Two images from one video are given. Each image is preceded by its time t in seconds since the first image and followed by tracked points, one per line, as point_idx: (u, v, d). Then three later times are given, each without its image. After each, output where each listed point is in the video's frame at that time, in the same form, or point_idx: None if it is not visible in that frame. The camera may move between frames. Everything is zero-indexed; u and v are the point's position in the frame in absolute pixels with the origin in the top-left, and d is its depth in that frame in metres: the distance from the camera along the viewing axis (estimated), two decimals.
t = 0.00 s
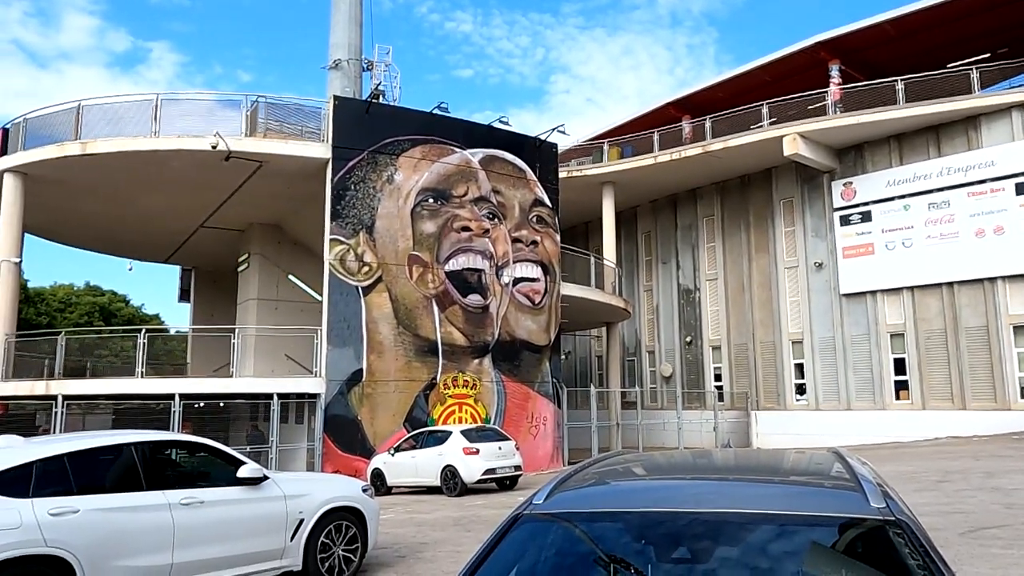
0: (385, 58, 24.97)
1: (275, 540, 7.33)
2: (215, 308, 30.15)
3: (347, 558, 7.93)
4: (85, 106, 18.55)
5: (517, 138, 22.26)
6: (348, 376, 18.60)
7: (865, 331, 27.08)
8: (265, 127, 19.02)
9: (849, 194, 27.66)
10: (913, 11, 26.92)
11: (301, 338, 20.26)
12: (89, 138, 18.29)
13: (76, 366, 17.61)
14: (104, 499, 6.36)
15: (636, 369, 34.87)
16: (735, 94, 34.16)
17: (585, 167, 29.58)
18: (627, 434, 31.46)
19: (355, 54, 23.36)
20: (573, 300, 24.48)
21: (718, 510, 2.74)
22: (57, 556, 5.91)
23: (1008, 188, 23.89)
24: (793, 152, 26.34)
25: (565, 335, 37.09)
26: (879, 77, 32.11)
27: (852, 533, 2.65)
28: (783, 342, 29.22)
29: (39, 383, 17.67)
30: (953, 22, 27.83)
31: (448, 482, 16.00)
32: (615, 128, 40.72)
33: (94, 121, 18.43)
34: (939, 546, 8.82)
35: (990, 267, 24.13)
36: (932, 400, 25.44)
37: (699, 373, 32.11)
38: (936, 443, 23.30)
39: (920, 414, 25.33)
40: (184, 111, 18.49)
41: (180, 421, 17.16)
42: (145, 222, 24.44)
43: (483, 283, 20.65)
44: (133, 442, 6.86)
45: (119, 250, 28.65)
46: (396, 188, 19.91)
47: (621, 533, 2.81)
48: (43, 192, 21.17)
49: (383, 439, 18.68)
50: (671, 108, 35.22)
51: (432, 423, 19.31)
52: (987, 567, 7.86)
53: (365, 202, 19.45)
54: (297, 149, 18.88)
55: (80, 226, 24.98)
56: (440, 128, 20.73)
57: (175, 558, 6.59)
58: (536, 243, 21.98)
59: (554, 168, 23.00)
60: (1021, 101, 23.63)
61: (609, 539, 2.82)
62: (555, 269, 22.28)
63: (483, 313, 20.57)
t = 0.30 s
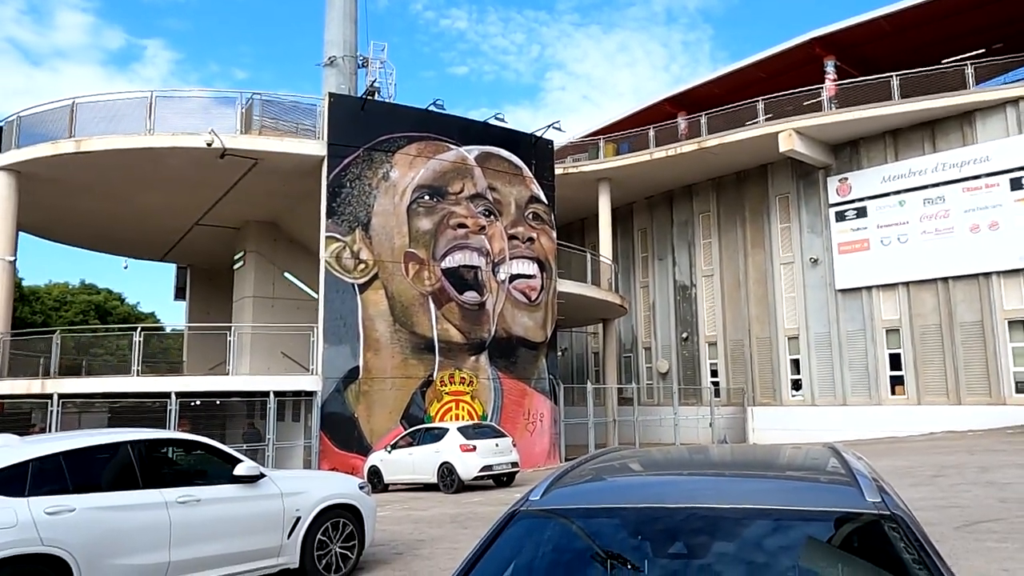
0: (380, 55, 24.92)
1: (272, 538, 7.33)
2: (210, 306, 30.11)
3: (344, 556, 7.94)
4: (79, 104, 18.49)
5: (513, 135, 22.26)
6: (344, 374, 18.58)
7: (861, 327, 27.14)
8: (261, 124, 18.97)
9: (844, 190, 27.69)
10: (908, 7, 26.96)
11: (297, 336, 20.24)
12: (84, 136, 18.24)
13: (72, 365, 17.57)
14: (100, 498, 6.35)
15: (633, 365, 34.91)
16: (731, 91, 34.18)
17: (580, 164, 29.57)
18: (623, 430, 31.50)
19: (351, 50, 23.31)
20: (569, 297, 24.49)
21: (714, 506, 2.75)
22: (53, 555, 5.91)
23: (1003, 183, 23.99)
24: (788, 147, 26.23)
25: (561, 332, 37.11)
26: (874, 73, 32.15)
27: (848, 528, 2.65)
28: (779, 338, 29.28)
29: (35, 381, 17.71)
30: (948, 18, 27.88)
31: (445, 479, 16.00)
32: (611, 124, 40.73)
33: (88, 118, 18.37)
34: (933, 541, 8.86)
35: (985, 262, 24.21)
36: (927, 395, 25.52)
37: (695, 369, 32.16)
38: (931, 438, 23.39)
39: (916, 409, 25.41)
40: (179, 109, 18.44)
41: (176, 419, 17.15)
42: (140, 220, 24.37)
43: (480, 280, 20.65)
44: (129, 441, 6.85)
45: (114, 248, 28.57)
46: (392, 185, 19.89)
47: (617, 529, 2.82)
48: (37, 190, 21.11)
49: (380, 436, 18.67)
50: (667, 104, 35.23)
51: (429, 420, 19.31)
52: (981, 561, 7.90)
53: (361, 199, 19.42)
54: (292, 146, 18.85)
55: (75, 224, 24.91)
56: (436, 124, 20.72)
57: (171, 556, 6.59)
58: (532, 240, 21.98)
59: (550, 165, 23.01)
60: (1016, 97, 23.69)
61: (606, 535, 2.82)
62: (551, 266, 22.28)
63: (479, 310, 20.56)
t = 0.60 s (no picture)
0: (374, 48, 24.84)
1: (266, 532, 7.33)
2: (204, 300, 30.03)
3: (339, 549, 7.96)
4: (70, 96, 18.39)
5: (507, 129, 22.23)
6: (338, 368, 18.57)
7: (854, 321, 27.24)
8: (254, 117, 18.90)
9: (838, 185, 27.73)
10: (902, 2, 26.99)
11: (291, 330, 20.20)
12: (75, 129, 18.14)
13: (64, 359, 17.52)
14: (94, 492, 6.34)
15: (626, 359, 34.97)
16: (725, 85, 34.18)
17: (575, 158, 29.54)
18: (617, 425, 31.57)
19: (344, 43, 23.23)
20: (563, 291, 24.51)
21: (707, 499, 2.77)
22: (47, 549, 5.90)
23: (996, 179, 24.07)
24: (782, 142, 26.29)
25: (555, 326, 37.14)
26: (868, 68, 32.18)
27: (840, 521, 2.66)
28: (772, 332, 29.37)
29: (27, 375, 17.61)
30: (942, 13, 27.93)
31: (439, 473, 16.00)
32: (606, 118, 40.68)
33: (80, 111, 18.27)
34: (925, 534, 8.90)
35: (977, 258, 24.32)
36: (920, 390, 25.64)
37: (688, 363, 32.24)
38: (924, 432, 23.52)
39: (908, 403, 25.54)
40: (172, 102, 18.36)
41: (169, 413, 17.20)
42: (133, 213, 24.27)
43: (474, 275, 20.61)
44: (123, 435, 6.83)
45: (107, 241, 28.46)
46: (386, 179, 19.85)
47: (611, 522, 2.82)
48: (29, 183, 21.01)
49: (374, 431, 18.67)
50: (661, 99, 35.23)
51: (423, 414, 19.31)
52: (973, 553, 7.96)
53: (355, 193, 19.37)
54: (286, 139, 18.79)
55: (67, 218, 24.79)
56: (430, 118, 20.69)
57: (165, 550, 6.59)
58: (526, 234, 21.96)
59: (545, 159, 22.99)
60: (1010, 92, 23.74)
61: (599, 528, 2.82)
62: (545, 260, 22.27)
63: (473, 304, 20.54)
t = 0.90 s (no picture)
0: (371, 45, 24.78)
1: (260, 529, 7.33)
2: (199, 297, 29.96)
3: (333, 547, 7.96)
4: (65, 91, 18.33)
5: (503, 127, 22.20)
6: (333, 365, 18.55)
7: (848, 320, 27.31)
8: (249, 114, 18.87)
9: (833, 184, 27.80)
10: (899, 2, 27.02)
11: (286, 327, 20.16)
12: (70, 124, 18.08)
13: (58, 355, 17.47)
14: (88, 489, 6.32)
15: (622, 358, 35.00)
16: (722, 84, 34.19)
17: (571, 156, 29.50)
18: (612, 423, 31.61)
19: (341, 40, 23.17)
20: (559, 289, 24.53)
21: (701, 497, 2.77)
22: (40, 546, 5.88)
23: (990, 179, 24.15)
24: (779, 141, 26.33)
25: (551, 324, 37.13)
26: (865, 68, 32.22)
27: (833, 519, 2.67)
28: (767, 331, 29.44)
29: (21, 371, 17.57)
30: (939, 13, 27.97)
31: (434, 471, 16.03)
32: (603, 117, 40.67)
33: (75, 107, 18.21)
34: (919, 532, 8.93)
35: (971, 258, 24.39)
36: (913, 389, 25.72)
37: (684, 361, 32.28)
38: (917, 431, 23.60)
39: (902, 402, 25.61)
40: (168, 98, 18.31)
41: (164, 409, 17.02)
42: (128, 209, 24.18)
43: (470, 272, 20.61)
44: (117, 432, 6.81)
45: (102, 237, 28.35)
46: (382, 176, 19.82)
47: (606, 519, 2.82)
48: (23, 179, 20.93)
49: (369, 428, 18.66)
50: (658, 97, 35.22)
51: (418, 412, 19.30)
52: (966, 552, 7.98)
53: (351, 190, 19.35)
54: (281, 136, 18.76)
55: (62, 213, 24.69)
56: (426, 115, 20.66)
57: (159, 548, 6.59)
58: (522, 232, 21.96)
59: (541, 157, 22.99)
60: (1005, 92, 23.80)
61: (594, 526, 2.82)
62: (541, 258, 22.27)
63: (469, 302, 20.53)
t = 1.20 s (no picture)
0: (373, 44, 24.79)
1: (263, 527, 7.35)
2: (202, 295, 30.02)
3: (336, 545, 7.98)
4: (69, 90, 18.34)
5: (506, 125, 22.21)
6: (336, 363, 18.58)
7: (852, 319, 27.28)
8: (252, 112, 18.91)
9: (837, 183, 27.75)
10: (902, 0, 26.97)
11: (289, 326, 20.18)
12: (73, 123, 18.10)
13: (62, 354, 17.53)
14: (92, 486, 6.34)
15: (624, 356, 34.98)
16: (725, 82, 34.16)
17: (574, 155, 29.45)
18: (615, 421, 31.58)
19: (343, 39, 23.19)
20: (562, 288, 24.56)
21: (704, 495, 2.77)
22: (45, 543, 5.91)
23: (994, 177, 24.08)
24: (782, 140, 26.30)
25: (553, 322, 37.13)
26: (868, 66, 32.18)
27: (836, 518, 2.66)
28: (771, 330, 29.44)
29: (25, 370, 17.68)
30: (942, 12, 27.91)
31: (437, 469, 16.04)
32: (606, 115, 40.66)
33: (78, 106, 18.23)
34: (921, 532, 8.92)
35: (975, 256, 24.35)
36: (917, 388, 25.73)
37: (686, 360, 32.30)
38: (920, 430, 23.62)
39: (905, 402, 25.61)
40: (171, 97, 18.33)
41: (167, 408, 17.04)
42: (131, 208, 24.21)
43: (472, 271, 20.60)
44: (121, 430, 6.82)
45: (105, 236, 28.41)
46: (385, 175, 19.83)
47: (608, 518, 2.82)
48: (27, 177, 20.97)
49: (372, 426, 18.68)
50: (661, 95, 35.20)
51: (421, 410, 19.31)
52: (969, 551, 7.98)
53: (354, 188, 19.36)
54: (284, 134, 18.78)
55: (66, 212, 24.74)
56: (429, 114, 20.66)
57: (163, 545, 6.61)
58: (525, 231, 21.94)
59: (544, 156, 22.99)
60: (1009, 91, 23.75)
61: (596, 524, 2.83)
62: (544, 257, 22.25)
63: (471, 300, 20.53)
